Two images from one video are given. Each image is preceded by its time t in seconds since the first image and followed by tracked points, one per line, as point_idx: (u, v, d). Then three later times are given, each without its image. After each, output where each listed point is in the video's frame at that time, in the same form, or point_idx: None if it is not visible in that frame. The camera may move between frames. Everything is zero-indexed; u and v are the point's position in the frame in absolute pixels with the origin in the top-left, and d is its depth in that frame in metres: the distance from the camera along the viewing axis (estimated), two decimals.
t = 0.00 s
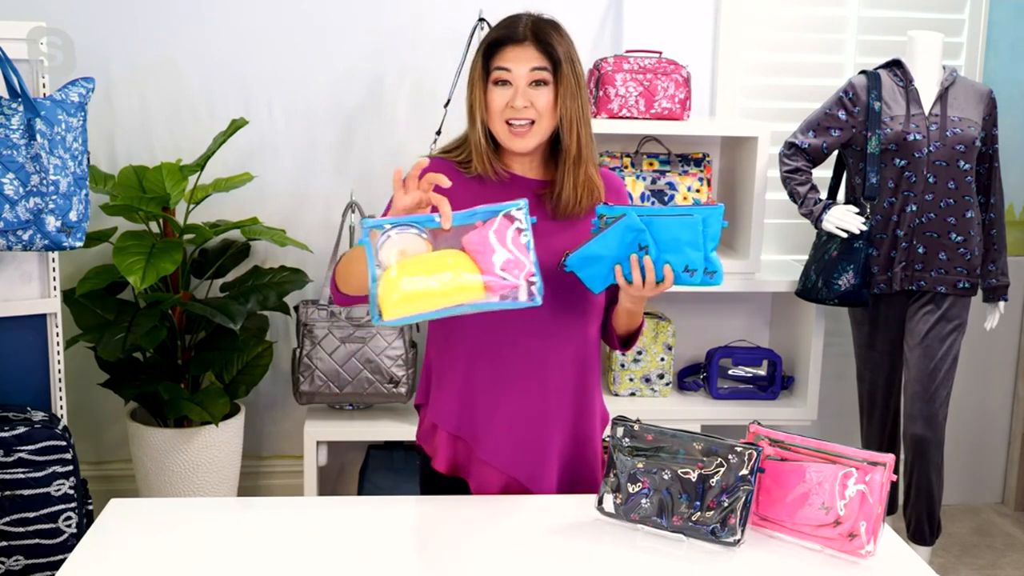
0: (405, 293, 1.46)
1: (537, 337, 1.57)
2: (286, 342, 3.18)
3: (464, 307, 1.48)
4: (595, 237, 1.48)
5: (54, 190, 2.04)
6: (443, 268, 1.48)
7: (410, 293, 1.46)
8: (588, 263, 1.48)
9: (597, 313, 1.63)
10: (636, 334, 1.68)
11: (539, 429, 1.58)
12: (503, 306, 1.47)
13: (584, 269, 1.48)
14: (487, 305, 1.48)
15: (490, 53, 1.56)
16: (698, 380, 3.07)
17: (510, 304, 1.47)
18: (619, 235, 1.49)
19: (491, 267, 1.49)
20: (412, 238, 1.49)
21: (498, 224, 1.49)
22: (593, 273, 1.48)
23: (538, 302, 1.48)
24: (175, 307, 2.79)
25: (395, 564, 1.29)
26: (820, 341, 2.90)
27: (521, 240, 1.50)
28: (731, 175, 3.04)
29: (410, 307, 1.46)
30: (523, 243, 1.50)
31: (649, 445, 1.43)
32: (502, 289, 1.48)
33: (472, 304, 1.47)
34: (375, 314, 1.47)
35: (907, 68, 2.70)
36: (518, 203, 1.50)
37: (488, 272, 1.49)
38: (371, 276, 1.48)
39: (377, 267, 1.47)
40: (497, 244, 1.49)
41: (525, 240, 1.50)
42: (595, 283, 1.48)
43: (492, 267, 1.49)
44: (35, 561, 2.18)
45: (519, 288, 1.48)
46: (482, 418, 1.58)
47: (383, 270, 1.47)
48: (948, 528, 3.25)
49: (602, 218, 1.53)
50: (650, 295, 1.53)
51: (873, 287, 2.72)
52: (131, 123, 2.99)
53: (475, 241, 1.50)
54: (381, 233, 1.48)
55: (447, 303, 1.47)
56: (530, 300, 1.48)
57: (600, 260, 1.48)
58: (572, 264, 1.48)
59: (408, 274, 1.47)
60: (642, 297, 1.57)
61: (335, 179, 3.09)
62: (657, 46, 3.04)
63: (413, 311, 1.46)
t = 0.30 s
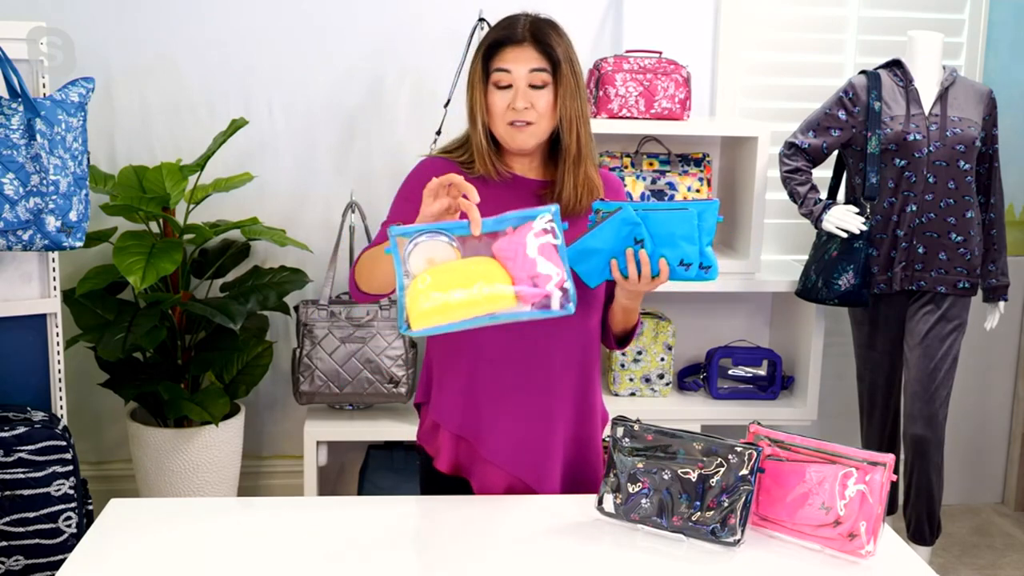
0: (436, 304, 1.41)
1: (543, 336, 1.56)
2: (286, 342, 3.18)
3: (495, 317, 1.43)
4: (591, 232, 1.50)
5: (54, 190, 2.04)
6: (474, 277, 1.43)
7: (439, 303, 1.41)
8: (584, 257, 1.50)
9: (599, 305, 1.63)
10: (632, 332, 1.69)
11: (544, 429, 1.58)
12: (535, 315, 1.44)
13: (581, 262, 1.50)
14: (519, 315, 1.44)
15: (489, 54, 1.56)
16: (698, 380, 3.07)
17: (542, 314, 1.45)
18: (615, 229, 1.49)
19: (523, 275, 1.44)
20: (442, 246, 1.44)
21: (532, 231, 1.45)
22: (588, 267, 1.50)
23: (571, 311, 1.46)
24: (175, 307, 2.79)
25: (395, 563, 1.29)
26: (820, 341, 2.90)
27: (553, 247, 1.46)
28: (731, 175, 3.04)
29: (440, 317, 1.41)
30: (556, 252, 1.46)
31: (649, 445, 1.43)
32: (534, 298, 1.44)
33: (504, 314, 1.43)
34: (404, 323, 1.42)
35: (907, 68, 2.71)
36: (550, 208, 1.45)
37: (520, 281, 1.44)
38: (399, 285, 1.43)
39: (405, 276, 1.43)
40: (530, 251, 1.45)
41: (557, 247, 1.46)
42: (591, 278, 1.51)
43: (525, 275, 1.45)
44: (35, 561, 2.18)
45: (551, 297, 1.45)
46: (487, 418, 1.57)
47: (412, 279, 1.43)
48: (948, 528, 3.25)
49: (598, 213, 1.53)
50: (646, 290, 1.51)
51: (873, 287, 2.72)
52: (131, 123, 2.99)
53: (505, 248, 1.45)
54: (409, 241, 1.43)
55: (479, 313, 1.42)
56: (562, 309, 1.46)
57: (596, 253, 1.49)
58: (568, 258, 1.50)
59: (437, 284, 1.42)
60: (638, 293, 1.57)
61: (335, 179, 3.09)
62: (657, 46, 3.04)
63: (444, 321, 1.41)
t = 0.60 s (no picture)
0: (455, 314, 1.39)
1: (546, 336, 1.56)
2: (286, 342, 3.18)
3: (514, 325, 1.42)
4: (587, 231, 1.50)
5: (54, 190, 2.04)
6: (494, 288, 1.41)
7: (458, 313, 1.39)
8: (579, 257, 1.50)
9: (597, 304, 1.64)
10: (628, 333, 1.69)
11: (547, 429, 1.58)
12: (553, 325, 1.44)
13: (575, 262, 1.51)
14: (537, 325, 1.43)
15: (487, 55, 1.56)
16: (698, 380, 3.07)
17: (561, 324, 1.44)
18: (609, 229, 1.49)
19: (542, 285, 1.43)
20: (460, 254, 1.41)
21: (547, 241, 1.44)
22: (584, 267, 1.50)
23: (591, 321, 1.46)
24: (175, 307, 2.79)
25: (395, 564, 1.29)
26: (820, 341, 2.90)
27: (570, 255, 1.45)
28: (731, 175, 3.04)
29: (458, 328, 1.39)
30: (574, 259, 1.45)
31: (649, 445, 1.43)
32: (553, 308, 1.43)
33: (523, 323, 1.42)
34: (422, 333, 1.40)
35: (907, 68, 2.71)
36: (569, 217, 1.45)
37: (539, 289, 1.43)
38: (416, 293, 1.40)
39: (423, 285, 1.40)
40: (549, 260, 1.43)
41: (574, 256, 1.45)
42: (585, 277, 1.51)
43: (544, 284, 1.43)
44: (35, 561, 2.18)
45: (571, 307, 1.44)
46: (491, 418, 1.57)
47: (430, 289, 1.40)
48: (948, 528, 3.25)
49: (594, 213, 1.51)
50: (641, 289, 1.52)
51: (873, 287, 2.72)
52: (131, 122, 2.99)
53: (525, 258, 1.43)
54: (428, 250, 1.40)
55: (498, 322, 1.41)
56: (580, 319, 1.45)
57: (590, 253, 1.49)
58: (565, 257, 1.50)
59: (456, 293, 1.39)
60: (634, 293, 1.58)
61: (335, 179, 3.09)
62: (657, 46, 3.04)
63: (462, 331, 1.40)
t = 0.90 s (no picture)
0: (458, 319, 1.38)
1: (547, 335, 1.56)
2: (286, 342, 3.18)
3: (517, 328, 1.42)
4: (588, 232, 1.49)
5: (54, 190, 2.04)
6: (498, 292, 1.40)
7: (462, 317, 1.38)
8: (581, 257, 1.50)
9: (598, 304, 1.64)
10: (628, 334, 1.69)
11: (547, 428, 1.58)
12: (557, 327, 1.43)
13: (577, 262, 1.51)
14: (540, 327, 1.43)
15: (489, 53, 1.56)
16: (698, 380, 3.07)
17: (565, 326, 1.43)
18: (611, 230, 1.49)
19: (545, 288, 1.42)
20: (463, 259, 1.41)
21: (550, 243, 1.44)
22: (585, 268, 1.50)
23: (593, 322, 1.45)
24: (175, 307, 2.79)
25: (395, 563, 1.29)
26: (820, 341, 2.90)
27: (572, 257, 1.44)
28: (731, 175, 3.04)
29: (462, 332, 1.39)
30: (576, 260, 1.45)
31: (649, 445, 1.43)
32: (557, 309, 1.43)
33: (526, 326, 1.42)
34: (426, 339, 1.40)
35: (907, 68, 2.71)
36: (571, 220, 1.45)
37: (542, 292, 1.42)
38: (420, 299, 1.41)
39: (426, 290, 1.40)
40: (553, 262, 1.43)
41: (576, 257, 1.45)
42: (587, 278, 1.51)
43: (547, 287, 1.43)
44: (35, 561, 2.18)
45: (574, 309, 1.43)
46: (492, 417, 1.57)
47: (433, 294, 1.40)
48: (948, 528, 3.25)
49: (595, 213, 1.51)
50: (643, 289, 1.52)
51: (873, 287, 2.72)
52: (131, 122, 2.99)
53: (528, 260, 1.42)
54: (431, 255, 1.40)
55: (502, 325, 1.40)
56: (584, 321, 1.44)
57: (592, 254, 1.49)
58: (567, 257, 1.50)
59: (457, 297, 1.39)
60: (635, 293, 1.58)
61: (335, 179, 3.09)
62: (657, 46, 3.04)
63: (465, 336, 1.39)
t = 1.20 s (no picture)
0: (453, 319, 1.38)
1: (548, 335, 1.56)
2: (286, 342, 3.18)
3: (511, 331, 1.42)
4: (586, 234, 1.49)
5: (54, 190, 2.04)
6: (494, 293, 1.40)
7: (457, 316, 1.38)
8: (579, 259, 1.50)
9: (597, 305, 1.64)
10: (627, 334, 1.69)
11: (547, 429, 1.58)
12: (551, 331, 1.43)
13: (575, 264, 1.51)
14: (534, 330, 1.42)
15: (491, 53, 1.56)
16: (698, 380, 3.07)
17: (558, 330, 1.43)
18: (610, 232, 1.48)
19: (541, 291, 1.42)
20: (460, 258, 1.41)
21: (548, 249, 1.44)
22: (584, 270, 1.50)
23: (587, 328, 1.44)
24: (175, 307, 2.79)
25: (395, 564, 1.29)
26: (820, 341, 2.90)
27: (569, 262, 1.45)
28: (731, 175, 3.04)
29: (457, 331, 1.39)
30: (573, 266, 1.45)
31: (649, 445, 1.43)
32: (551, 313, 1.42)
33: (522, 328, 1.41)
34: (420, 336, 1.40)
35: (907, 68, 2.71)
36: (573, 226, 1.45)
37: (538, 295, 1.42)
38: (415, 296, 1.41)
39: (422, 288, 1.40)
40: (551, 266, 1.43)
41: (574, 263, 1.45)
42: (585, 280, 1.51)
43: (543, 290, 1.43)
44: (35, 561, 2.18)
45: (568, 314, 1.43)
46: (492, 417, 1.57)
47: (429, 292, 1.40)
48: (948, 528, 3.25)
49: (594, 214, 1.51)
50: (642, 291, 1.52)
51: (873, 287, 2.72)
52: (131, 122, 2.99)
53: (525, 262, 1.43)
54: (428, 252, 1.40)
55: (498, 326, 1.40)
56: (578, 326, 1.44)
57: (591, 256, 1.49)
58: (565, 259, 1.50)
59: (453, 296, 1.39)
60: (634, 294, 1.58)
61: (335, 179, 3.09)
62: (657, 47, 3.04)
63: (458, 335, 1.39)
